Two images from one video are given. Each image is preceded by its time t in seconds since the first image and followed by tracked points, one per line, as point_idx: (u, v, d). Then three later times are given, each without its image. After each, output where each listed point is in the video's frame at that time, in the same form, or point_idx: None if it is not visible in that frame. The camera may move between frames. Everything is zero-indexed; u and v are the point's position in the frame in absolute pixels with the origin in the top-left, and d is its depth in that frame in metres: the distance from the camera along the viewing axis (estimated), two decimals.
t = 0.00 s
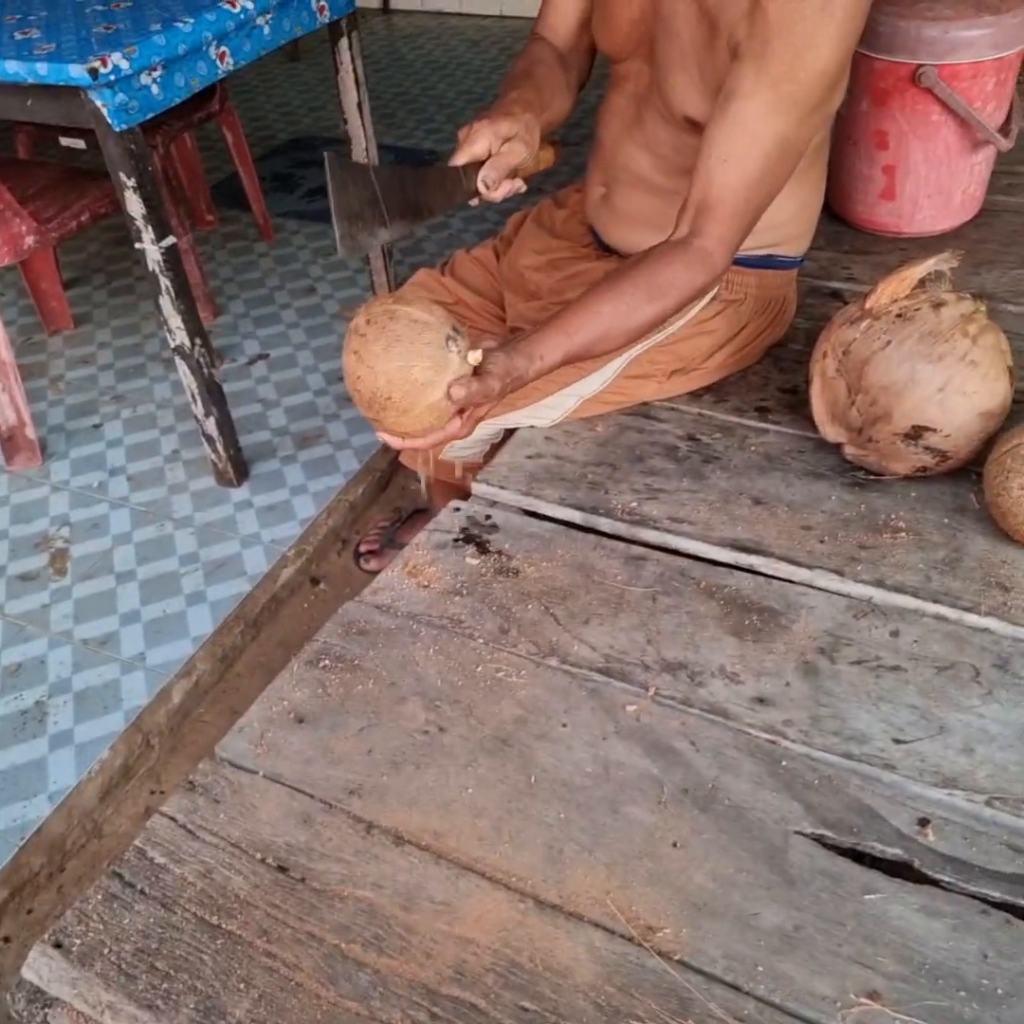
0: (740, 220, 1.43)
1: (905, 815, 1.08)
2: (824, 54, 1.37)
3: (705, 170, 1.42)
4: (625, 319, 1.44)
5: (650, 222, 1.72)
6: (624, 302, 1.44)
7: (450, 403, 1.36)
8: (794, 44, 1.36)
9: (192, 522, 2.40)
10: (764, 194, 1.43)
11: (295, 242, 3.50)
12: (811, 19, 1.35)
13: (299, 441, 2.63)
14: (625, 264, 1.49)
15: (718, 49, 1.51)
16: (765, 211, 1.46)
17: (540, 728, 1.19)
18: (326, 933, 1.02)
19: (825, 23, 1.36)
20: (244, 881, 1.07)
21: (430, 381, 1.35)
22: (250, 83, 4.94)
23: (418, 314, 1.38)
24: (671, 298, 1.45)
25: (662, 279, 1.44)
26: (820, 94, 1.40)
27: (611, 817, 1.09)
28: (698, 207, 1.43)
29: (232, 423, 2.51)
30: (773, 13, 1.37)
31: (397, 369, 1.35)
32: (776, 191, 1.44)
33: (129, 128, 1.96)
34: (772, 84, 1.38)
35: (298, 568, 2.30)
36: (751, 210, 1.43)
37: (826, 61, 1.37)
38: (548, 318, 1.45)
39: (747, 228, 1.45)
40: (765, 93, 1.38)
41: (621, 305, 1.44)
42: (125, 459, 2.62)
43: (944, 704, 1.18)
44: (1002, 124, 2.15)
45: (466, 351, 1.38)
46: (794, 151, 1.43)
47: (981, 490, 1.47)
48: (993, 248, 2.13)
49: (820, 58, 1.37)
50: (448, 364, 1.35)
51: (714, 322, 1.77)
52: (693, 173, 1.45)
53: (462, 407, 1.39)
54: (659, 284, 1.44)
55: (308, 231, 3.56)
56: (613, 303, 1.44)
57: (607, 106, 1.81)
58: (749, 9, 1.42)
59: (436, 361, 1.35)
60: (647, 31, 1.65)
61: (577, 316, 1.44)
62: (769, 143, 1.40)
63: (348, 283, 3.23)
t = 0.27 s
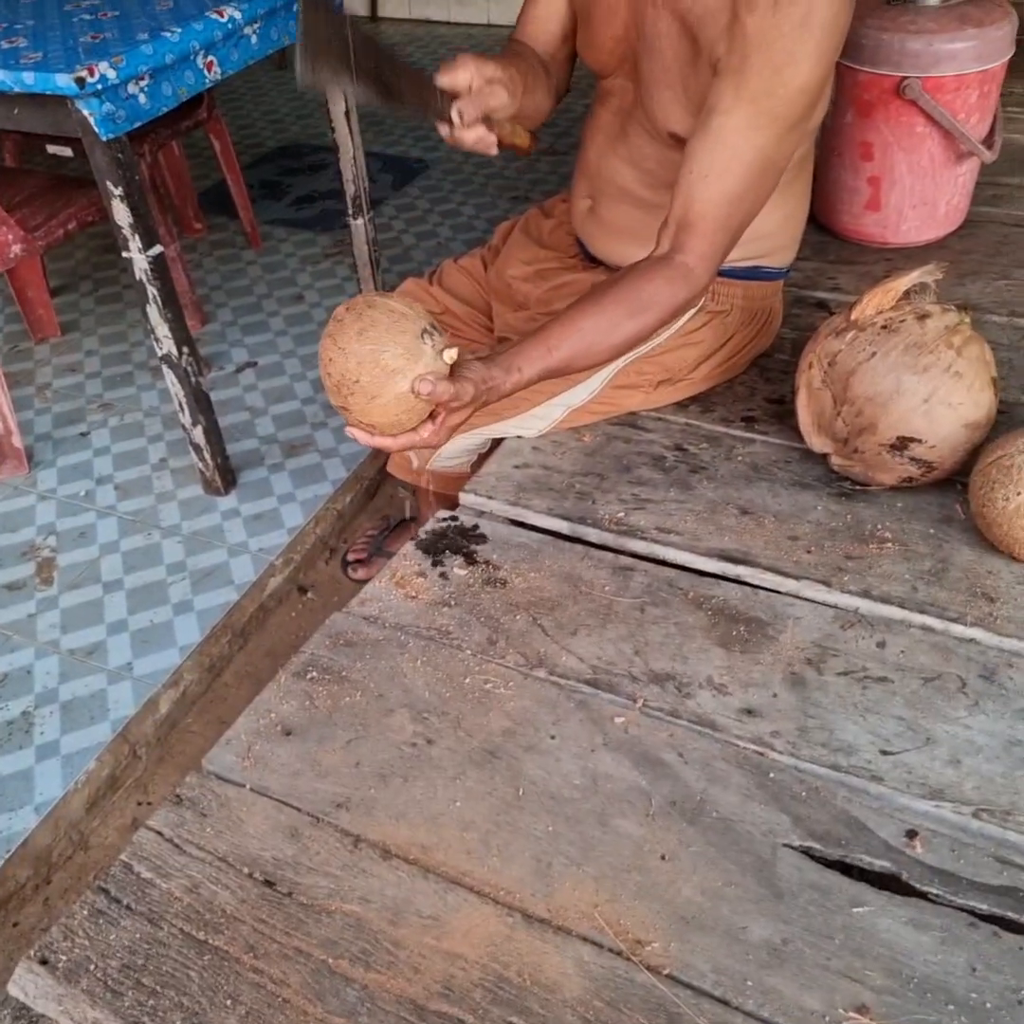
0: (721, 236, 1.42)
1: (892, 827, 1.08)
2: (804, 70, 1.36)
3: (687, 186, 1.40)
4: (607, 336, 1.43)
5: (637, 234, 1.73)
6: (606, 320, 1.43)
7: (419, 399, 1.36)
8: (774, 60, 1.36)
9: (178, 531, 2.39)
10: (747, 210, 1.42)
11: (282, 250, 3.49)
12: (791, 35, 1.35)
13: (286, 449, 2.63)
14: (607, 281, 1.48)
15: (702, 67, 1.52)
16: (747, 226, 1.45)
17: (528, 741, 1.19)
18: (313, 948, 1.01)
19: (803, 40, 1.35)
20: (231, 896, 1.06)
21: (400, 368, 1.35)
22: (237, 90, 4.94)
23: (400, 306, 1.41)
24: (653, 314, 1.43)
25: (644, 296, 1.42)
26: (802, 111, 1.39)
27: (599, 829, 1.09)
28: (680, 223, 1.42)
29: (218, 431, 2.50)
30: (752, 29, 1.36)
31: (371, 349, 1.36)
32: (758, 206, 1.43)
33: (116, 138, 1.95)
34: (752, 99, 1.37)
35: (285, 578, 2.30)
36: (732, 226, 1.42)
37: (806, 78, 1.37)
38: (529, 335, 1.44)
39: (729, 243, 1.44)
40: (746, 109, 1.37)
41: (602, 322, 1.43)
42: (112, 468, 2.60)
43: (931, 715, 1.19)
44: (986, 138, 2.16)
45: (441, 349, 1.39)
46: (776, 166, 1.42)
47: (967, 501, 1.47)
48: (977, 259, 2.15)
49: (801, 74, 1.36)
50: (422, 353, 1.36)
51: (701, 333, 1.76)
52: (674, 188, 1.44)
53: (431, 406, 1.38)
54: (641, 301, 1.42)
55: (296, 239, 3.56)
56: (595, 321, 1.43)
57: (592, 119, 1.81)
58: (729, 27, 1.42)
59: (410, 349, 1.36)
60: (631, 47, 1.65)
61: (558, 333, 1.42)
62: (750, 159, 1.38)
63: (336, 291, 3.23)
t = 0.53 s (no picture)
0: (719, 245, 1.43)
1: (896, 835, 1.08)
2: (802, 80, 1.36)
3: (684, 193, 1.41)
4: (604, 345, 1.43)
5: (639, 241, 1.73)
6: (603, 329, 1.43)
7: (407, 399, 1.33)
8: (771, 70, 1.36)
9: (182, 537, 2.39)
10: (744, 219, 1.43)
11: (287, 258, 3.51)
12: (789, 45, 1.34)
13: (290, 456, 2.63)
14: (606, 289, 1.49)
15: (701, 76, 1.52)
16: (745, 234, 1.46)
17: (531, 747, 1.19)
18: (315, 952, 1.01)
19: (803, 51, 1.35)
20: (234, 900, 1.06)
21: (387, 365, 1.32)
22: (243, 100, 4.97)
23: (395, 308, 1.39)
24: (651, 323, 1.43)
25: (641, 305, 1.43)
26: (800, 120, 1.39)
27: (602, 836, 1.09)
28: (677, 232, 1.43)
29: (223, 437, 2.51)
30: (750, 39, 1.36)
31: (362, 347, 1.34)
32: (756, 215, 1.44)
33: (123, 146, 1.96)
34: (749, 109, 1.37)
35: (288, 584, 2.30)
36: (730, 234, 1.43)
37: (804, 87, 1.37)
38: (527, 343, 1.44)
39: (727, 251, 1.45)
40: (743, 118, 1.38)
41: (599, 331, 1.43)
42: (117, 474, 2.61)
43: (935, 723, 1.18)
44: (990, 145, 2.16)
45: (433, 350, 1.36)
46: (773, 176, 1.43)
47: (971, 509, 1.47)
48: (981, 268, 2.15)
49: (799, 84, 1.36)
50: (411, 352, 1.34)
51: (704, 340, 1.76)
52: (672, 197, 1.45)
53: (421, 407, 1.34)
54: (638, 310, 1.43)
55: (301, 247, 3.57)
56: (591, 330, 1.43)
57: (595, 127, 1.81)
58: (728, 36, 1.42)
59: (399, 346, 1.34)
60: (631, 57, 1.66)
61: (556, 343, 1.42)
62: (747, 168, 1.39)
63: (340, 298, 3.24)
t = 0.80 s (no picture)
0: (728, 252, 1.43)
1: (897, 838, 1.08)
2: (809, 87, 1.37)
3: (693, 202, 1.41)
4: (614, 353, 1.41)
5: (647, 246, 1.74)
6: (612, 337, 1.41)
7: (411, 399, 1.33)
8: (778, 78, 1.36)
9: (188, 534, 2.40)
10: (753, 227, 1.43)
11: (295, 257, 3.52)
12: (796, 53, 1.35)
13: (295, 455, 2.64)
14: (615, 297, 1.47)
15: (708, 82, 1.53)
16: (754, 242, 1.46)
17: (533, 745, 1.19)
18: (318, 945, 1.01)
19: (810, 58, 1.35)
20: (238, 892, 1.06)
21: (396, 361, 1.32)
22: (253, 100, 4.99)
23: (410, 304, 1.39)
24: (660, 330, 1.42)
25: (651, 313, 1.42)
26: (808, 127, 1.40)
27: (604, 834, 1.10)
28: (687, 240, 1.43)
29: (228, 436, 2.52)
30: (757, 48, 1.37)
31: (372, 336, 1.34)
32: (764, 223, 1.44)
33: (133, 143, 1.97)
34: (757, 118, 1.38)
35: (292, 582, 2.31)
36: (739, 242, 1.43)
37: (812, 95, 1.37)
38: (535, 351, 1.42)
39: (736, 259, 1.45)
40: (751, 126, 1.38)
41: (608, 340, 1.41)
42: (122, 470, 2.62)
43: (937, 727, 1.19)
44: (1000, 153, 2.17)
45: (443, 353, 1.36)
46: (781, 183, 1.43)
47: (976, 515, 1.48)
48: (988, 276, 2.15)
49: (806, 91, 1.37)
50: (421, 351, 1.34)
51: (710, 345, 1.77)
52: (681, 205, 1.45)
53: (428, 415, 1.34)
54: (648, 317, 1.41)
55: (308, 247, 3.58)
56: (600, 338, 1.41)
57: (601, 132, 1.82)
58: (734, 44, 1.43)
59: (410, 343, 1.34)
60: (638, 62, 1.66)
61: (565, 351, 1.40)
62: (756, 176, 1.40)
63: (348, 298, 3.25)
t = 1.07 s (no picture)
0: (734, 257, 1.42)
1: (904, 845, 1.08)
2: (817, 92, 1.37)
3: (699, 207, 1.41)
4: (616, 356, 1.43)
5: (655, 251, 1.74)
6: (615, 340, 1.43)
7: (412, 418, 1.30)
8: (786, 83, 1.36)
9: (194, 535, 2.41)
10: (759, 232, 1.43)
11: (302, 260, 3.53)
12: (804, 58, 1.35)
13: (301, 456, 2.64)
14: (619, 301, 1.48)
15: (717, 88, 1.53)
16: (761, 247, 1.46)
17: (539, 749, 1.19)
18: (325, 946, 1.01)
19: (819, 65, 1.35)
20: (245, 892, 1.06)
21: (395, 375, 1.30)
22: (261, 103, 5.00)
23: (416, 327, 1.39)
24: (664, 334, 1.43)
25: (655, 318, 1.42)
26: (816, 132, 1.40)
27: (610, 838, 1.09)
28: (692, 244, 1.43)
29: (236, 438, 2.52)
30: (765, 53, 1.37)
31: (373, 351, 1.33)
32: (771, 228, 1.43)
33: (145, 146, 1.97)
34: (765, 123, 1.38)
35: (298, 583, 2.32)
36: (745, 246, 1.43)
37: (820, 99, 1.37)
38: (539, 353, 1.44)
39: (742, 264, 1.45)
40: (759, 131, 1.38)
41: (611, 343, 1.43)
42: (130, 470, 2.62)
43: (944, 734, 1.18)
44: (1008, 160, 2.17)
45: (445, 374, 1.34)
46: (788, 188, 1.42)
47: (983, 522, 1.47)
48: (996, 283, 2.15)
49: (814, 96, 1.37)
50: (422, 367, 1.32)
51: (718, 350, 1.77)
52: (687, 210, 1.45)
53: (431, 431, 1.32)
54: (651, 322, 1.42)
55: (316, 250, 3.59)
56: (603, 341, 1.43)
57: (609, 138, 1.83)
58: (743, 50, 1.43)
59: (411, 359, 1.32)
60: (647, 68, 1.66)
61: (568, 353, 1.43)
62: (763, 181, 1.39)
63: (354, 301, 3.26)
